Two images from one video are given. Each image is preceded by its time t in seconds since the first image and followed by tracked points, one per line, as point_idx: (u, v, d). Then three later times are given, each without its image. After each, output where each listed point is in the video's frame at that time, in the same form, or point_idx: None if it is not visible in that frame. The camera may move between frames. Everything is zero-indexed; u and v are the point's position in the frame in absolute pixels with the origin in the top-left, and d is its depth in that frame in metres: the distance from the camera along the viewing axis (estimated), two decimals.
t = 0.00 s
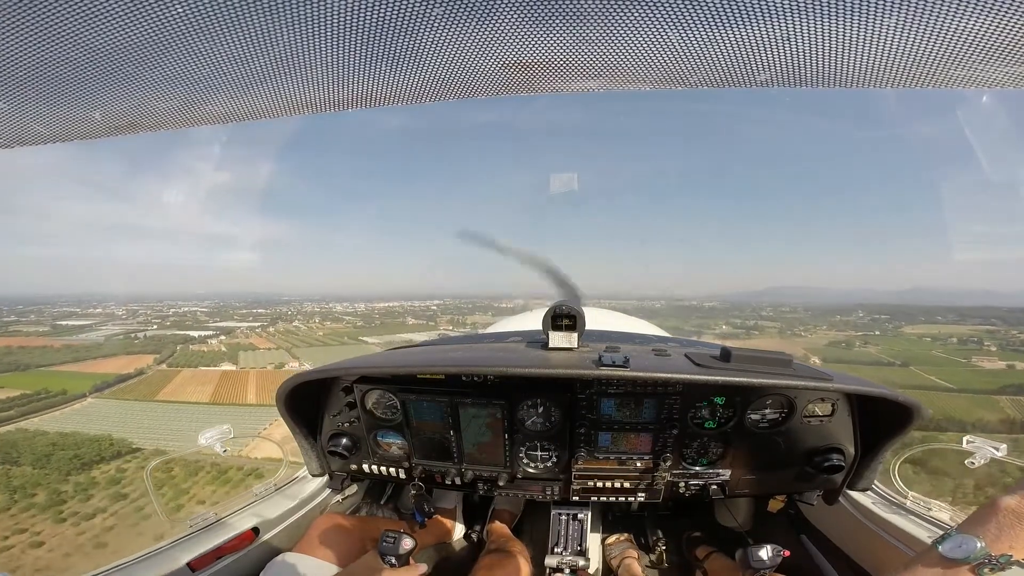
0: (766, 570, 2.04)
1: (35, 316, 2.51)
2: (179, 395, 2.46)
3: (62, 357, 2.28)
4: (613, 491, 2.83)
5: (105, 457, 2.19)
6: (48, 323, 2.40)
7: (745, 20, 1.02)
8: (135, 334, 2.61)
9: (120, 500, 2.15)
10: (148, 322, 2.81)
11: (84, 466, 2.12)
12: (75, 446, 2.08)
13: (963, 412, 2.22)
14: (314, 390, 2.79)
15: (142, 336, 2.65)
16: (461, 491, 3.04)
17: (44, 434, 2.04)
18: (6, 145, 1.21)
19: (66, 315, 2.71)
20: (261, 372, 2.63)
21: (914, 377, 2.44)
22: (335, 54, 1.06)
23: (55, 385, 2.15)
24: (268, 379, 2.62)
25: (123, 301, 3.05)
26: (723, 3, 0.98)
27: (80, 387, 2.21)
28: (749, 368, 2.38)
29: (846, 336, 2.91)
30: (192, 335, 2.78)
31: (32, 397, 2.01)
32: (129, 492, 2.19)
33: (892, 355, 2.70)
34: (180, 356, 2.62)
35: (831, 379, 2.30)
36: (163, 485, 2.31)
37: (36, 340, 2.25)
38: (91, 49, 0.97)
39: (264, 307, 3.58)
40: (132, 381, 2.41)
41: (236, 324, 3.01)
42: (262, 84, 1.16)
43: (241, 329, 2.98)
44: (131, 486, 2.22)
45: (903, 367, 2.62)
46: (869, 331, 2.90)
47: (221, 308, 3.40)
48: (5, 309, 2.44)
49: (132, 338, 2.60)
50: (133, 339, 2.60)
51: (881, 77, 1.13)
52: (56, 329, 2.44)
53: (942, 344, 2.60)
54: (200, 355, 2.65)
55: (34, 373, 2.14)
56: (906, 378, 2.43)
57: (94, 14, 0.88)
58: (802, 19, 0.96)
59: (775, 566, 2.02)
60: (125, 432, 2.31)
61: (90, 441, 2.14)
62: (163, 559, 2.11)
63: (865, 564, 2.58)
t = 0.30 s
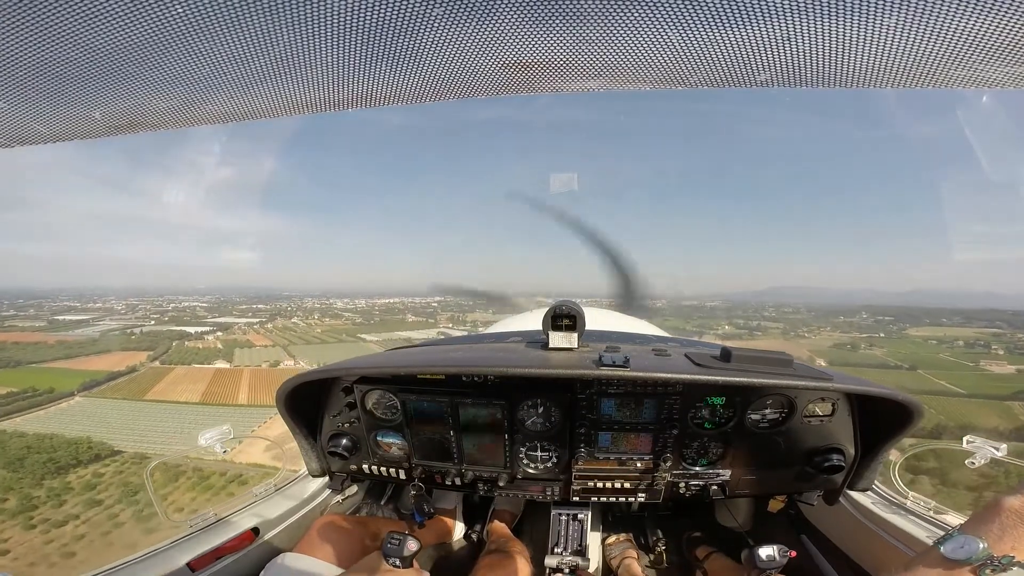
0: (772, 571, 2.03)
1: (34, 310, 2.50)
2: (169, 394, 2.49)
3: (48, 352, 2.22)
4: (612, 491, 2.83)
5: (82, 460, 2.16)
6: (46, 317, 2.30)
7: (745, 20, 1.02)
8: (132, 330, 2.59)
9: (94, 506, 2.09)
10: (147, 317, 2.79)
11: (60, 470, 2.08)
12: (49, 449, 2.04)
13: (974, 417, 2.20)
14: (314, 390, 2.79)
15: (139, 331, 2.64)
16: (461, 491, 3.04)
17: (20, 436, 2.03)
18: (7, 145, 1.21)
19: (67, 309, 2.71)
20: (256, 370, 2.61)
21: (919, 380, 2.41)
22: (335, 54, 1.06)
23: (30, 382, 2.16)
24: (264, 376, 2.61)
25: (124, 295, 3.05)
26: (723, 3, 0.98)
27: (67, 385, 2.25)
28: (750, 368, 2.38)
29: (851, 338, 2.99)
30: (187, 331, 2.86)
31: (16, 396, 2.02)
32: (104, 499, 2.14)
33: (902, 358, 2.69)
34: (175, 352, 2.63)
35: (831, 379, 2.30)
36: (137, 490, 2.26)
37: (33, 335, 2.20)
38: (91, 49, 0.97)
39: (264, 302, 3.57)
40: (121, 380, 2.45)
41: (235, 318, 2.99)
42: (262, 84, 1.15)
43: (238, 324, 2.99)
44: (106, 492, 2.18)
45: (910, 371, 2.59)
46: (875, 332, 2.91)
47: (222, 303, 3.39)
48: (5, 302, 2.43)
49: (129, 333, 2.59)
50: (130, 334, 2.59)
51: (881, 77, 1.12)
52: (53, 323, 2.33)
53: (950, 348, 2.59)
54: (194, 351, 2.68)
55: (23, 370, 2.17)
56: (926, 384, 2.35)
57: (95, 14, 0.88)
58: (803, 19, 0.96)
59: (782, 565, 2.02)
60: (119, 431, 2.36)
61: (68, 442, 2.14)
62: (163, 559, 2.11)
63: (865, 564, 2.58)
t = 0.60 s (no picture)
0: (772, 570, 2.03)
1: (34, 308, 2.54)
2: (161, 397, 2.49)
3: (46, 353, 2.22)
4: (612, 491, 2.83)
5: (62, 467, 2.04)
6: (45, 317, 2.35)
7: (744, 20, 1.02)
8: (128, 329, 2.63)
9: (71, 516, 1.98)
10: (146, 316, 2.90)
11: (38, 478, 2.00)
12: (27, 456, 1.95)
13: (975, 419, 2.22)
14: (315, 390, 2.79)
15: (135, 331, 2.70)
16: (461, 491, 3.04)
17: None
18: (6, 145, 1.21)
19: (67, 308, 2.73)
20: (250, 370, 2.65)
21: (919, 381, 2.42)
22: (335, 54, 1.06)
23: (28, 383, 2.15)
24: (256, 376, 2.64)
25: (126, 294, 3.11)
26: (723, 3, 0.98)
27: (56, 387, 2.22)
28: (750, 368, 2.38)
29: (856, 338, 2.96)
30: (186, 331, 2.92)
31: (4, 400, 2.01)
32: (81, 508, 2.02)
33: (913, 361, 2.67)
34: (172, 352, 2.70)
35: (831, 379, 2.30)
36: (117, 499, 2.16)
37: (29, 335, 2.24)
38: (91, 49, 0.97)
39: (265, 300, 3.58)
40: (112, 380, 2.47)
41: (233, 317, 3.02)
42: (262, 84, 1.15)
43: (238, 323, 3.03)
44: (85, 501, 2.05)
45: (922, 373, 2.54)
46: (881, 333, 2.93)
47: (222, 301, 3.40)
48: (7, 300, 2.46)
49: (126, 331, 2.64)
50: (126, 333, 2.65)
51: (881, 77, 1.13)
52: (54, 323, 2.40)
53: (958, 348, 2.65)
54: (190, 352, 2.74)
55: (18, 370, 2.17)
56: (935, 387, 2.37)
57: (95, 14, 0.88)
58: (802, 19, 0.96)
59: (783, 565, 2.03)
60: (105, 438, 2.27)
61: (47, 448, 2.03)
62: (164, 559, 2.10)
63: (865, 564, 2.58)
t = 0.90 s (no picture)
0: (776, 570, 2.03)
1: (35, 313, 2.58)
2: (151, 405, 2.42)
3: (40, 359, 2.28)
4: (613, 491, 2.83)
5: (42, 480, 2.01)
6: (43, 321, 2.38)
7: (744, 20, 1.02)
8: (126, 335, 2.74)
9: (48, 531, 1.93)
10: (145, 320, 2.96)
11: (15, 491, 1.95)
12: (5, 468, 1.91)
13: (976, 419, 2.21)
14: (315, 390, 2.79)
15: (132, 335, 2.77)
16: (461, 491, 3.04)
17: None
18: (7, 145, 1.21)
19: (66, 311, 2.76)
20: (245, 375, 2.67)
21: (920, 381, 2.41)
22: (334, 54, 1.06)
23: (20, 391, 2.15)
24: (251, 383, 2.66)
25: (126, 298, 3.18)
26: (723, 3, 0.98)
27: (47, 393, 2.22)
28: (750, 368, 2.38)
29: (862, 337, 2.97)
30: (182, 335, 2.89)
31: None
32: (58, 523, 1.96)
33: (922, 360, 2.71)
34: (167, 356, 2.67)
35: (831, 379, 2.30)
36: (96, 514, 2.07)
37: (24, 340, 2.29)
38: (91, 48, 0.97)
39: (265, 302, 3.59)
40: (105, 387, 2.40)
41: (233, 321, 3.10)
42: (262, 84, 1.15)
43: (236, 328, 3.09)
44: (63, 516, 1.99)
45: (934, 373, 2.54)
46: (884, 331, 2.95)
47: (222, 304, 3.42)
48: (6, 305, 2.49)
49: (123, 337, 2.74)
50: (124, 337, 2.74)
51: (880, 77, 1.13)
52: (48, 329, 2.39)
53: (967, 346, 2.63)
54: (186, 357, 2.73)
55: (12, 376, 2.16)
56: (949, 388, 2.42)
57: (95, 14, 0.88)
58: (802, 19, 0.96)
59: (785, 565, 2.02)
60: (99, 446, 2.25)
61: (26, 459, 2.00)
62: (165, 559, 2.10)
63: (865, 564, 2.58)
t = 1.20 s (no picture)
0: (776, 570, 2.03)
1: (33, 319, 2.60)
2: (139, 415, 2.44)
3: (31, 366, 2.22)
4: (613, 491, 2.83)
5: (19, 494, 1.97)
6: (38, 328, 2.36)
7: (744, 20, 1.02)
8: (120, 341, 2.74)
9: (20, 549, 1.84)
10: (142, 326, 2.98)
11: None
12: None
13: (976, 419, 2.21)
14: (315, 390, 2.79)
15: (127, 342, 2.78)
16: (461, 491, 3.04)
17: None
18: (7, 145, 1.21)
19: (64, 318, 2.76)
20: (239, 384, 2.64)
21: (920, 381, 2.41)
22: (334, 54, 1.06)
23: (10, 399, 2.09)
24: (245, 391, 2.64)
25: (124, 304, 3.22)
26: (723, 3, 0.98)
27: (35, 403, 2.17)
28: (750, 368, 2.38)
29: (868, 336, 2.89)
30: (179, 341, 2.96)
31: None
32: (32, 541, 1.88)
33: (930, 360, 2.67)
34: (160, 364, 2.72)
35: (831, 379, 2.30)
36: (73, 532, 1.99)
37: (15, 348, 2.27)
38: (91, 49, 0.97)
39: (264, 307, 3.60)
40: (94, 397, 2.38)
41: (229, 327, 3.08)
42: (262, 84, 1.15)
43: (233, 333, 3.02)
44: (38, 533, 1.92)
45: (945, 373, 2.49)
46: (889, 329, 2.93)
47: (220, 309, 3.43)
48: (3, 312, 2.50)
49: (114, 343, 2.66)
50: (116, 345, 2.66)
51: (881, 77, 1.12)
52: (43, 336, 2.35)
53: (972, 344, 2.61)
54: (178, 364, 2.75)
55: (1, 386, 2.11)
56: (958, 390, 2.40)
57: (95, 14, 0.88)
58: (802, 19, 0.96)
59: (782, 565, 2.02)
60: (85, 456, 2.22)
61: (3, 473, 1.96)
62: (165, 558, 2.11)
63: (865, 564, 2.58)
